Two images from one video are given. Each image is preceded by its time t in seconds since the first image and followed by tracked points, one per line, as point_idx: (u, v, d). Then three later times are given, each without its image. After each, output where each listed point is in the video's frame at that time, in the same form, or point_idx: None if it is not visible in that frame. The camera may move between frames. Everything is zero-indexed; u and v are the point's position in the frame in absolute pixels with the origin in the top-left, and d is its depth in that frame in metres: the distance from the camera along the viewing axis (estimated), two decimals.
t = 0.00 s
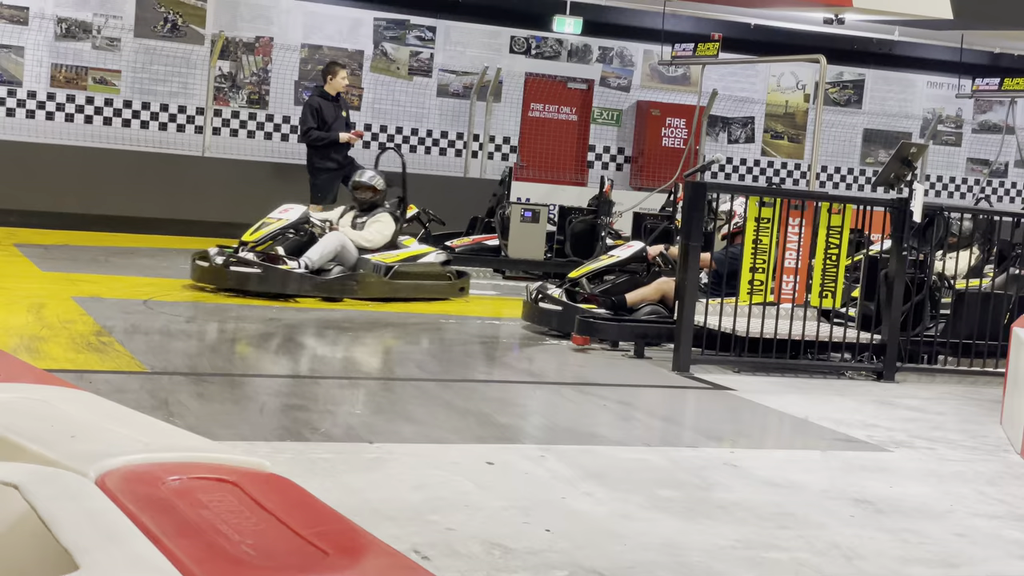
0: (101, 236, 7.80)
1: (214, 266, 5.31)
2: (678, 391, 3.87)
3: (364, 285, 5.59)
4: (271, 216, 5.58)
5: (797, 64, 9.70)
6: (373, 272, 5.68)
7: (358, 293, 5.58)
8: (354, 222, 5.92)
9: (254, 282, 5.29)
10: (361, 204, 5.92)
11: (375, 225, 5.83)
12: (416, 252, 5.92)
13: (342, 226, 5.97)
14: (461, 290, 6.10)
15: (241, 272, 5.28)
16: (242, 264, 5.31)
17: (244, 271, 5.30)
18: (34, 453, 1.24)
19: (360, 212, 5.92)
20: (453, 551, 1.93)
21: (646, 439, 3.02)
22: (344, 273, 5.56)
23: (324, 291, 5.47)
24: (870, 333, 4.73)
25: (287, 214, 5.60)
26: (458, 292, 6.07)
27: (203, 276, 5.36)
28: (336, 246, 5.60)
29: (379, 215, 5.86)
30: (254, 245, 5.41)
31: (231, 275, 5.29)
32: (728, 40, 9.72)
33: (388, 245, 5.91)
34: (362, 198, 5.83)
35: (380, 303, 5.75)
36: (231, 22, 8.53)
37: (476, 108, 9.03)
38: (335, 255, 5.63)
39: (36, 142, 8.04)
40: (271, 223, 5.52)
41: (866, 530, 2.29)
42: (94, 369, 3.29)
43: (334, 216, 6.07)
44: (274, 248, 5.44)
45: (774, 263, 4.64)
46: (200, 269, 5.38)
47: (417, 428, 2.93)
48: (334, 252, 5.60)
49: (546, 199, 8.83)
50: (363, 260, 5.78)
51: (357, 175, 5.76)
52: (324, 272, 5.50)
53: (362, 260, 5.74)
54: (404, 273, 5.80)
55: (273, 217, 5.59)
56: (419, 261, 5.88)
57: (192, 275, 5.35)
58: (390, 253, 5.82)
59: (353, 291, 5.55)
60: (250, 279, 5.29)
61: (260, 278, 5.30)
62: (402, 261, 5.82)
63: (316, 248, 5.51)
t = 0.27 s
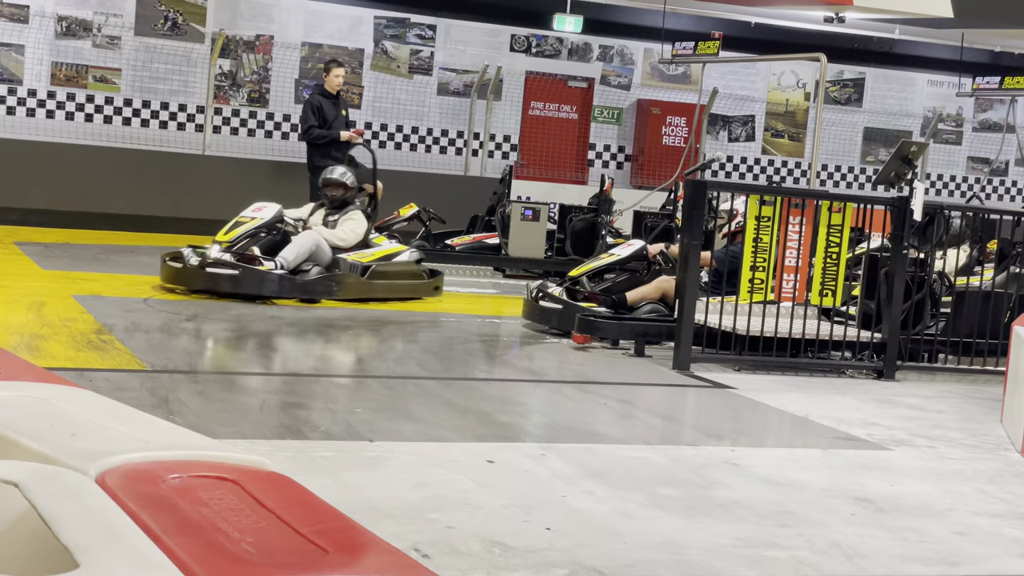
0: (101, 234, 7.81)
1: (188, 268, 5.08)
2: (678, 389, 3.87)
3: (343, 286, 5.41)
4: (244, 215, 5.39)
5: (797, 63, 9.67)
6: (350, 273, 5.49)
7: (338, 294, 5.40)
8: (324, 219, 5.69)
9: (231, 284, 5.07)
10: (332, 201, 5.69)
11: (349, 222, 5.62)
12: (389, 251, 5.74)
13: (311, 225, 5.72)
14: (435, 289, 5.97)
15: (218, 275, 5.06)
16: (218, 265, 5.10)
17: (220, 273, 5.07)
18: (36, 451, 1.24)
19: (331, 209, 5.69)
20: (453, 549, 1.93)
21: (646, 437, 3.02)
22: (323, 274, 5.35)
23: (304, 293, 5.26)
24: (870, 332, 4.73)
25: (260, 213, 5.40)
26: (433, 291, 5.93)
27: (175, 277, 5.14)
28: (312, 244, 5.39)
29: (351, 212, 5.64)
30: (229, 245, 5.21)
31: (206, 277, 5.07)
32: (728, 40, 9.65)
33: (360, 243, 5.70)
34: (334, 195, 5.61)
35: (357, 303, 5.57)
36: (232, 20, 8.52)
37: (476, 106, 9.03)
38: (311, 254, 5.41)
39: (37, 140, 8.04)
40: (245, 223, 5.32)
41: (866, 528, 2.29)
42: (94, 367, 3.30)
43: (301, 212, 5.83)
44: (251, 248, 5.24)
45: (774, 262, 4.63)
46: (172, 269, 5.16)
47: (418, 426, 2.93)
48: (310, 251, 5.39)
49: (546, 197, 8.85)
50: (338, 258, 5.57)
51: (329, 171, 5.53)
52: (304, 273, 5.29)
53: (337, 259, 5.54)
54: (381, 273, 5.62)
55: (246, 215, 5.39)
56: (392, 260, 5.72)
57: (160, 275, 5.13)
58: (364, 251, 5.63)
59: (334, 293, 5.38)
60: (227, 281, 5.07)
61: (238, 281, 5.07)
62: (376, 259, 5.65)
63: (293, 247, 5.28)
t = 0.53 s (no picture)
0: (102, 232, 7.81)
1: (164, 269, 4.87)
2: (678, 387, 3.87)
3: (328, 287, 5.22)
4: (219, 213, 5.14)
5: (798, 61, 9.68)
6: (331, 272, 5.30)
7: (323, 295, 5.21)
8: (298, 217, 5.47)
9: (210, 286, 4.87)
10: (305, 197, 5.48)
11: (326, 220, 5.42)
12: (366, 249, 5.56)
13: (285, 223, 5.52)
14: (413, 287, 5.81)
15: (197, 276, 4.85)
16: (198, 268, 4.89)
17: (199, 274, 4.87)
18: (36, 449, 1.24)
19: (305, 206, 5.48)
20: (454, 547, 1.93)
21: (646, 435, 3.02)
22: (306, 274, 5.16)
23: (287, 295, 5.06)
24: (870, 330, 4.73)
25: (237, 211, 5.15)
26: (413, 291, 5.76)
27: (150, 277, 4.93)
28: (290, 243, 5.18)
29: (327, 210, 5.43)
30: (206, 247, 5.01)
31: (184, 278, 4.87)
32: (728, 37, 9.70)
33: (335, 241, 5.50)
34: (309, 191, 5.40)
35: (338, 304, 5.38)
36: (232, 18, 8.52)
37: (476, 104, 9.02)
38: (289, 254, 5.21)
39: (38, 138, 8.05)
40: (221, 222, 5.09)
41: (866, 526, 2.30)
42: (95, 365, 3.30)
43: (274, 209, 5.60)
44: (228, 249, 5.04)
45: (775, 260, 4.63)
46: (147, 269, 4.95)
47: (418, 424, 2.93)
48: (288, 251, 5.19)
49: (547, 195, 8.86)
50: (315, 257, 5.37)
51: (303, 168, 5.31)
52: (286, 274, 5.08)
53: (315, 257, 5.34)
54: (360, 271, 5.44)
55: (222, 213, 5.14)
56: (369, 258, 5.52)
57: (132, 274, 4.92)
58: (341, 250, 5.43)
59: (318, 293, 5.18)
60: (207, 283, 4.87)
61: (218, 283, 4.87)
62: (353, 258, 5.45)
63: (271, 247, 5.07)
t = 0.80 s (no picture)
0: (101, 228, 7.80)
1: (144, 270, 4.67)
2: (678, 384, 3.87)
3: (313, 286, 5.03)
4: (196, 210, 4.94)
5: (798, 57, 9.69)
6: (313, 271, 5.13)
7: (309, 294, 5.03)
8: (274, 214, 5.31)
9: (196, 286, 4.66)
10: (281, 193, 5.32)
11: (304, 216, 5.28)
12: (344, 246, 5.39)
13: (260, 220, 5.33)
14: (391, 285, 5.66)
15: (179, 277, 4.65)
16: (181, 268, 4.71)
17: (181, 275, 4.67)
18: (36, 445, 1.24)
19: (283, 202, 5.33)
20: (453, 543, 1.94)
21: (646, 432, 3.02)
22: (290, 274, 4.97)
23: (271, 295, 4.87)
24: (870, 327, 4.72)
25: (216, 209, 4.95)
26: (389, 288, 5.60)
27: (130, 279, 4.73)
28: (269, 242, 5.02)
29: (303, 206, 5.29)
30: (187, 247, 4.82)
31: (167, 280, 4.67)
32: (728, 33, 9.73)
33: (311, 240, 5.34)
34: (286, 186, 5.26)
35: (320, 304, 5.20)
36: (232, 14, 8.52)
37: (476, 100, 9.02)
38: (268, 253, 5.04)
39: (37, 133, 8.03)
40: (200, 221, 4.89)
41: (866, 523, 2.30)
42: (94, 361, 3.30)
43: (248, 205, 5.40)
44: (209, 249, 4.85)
45: (775, 256, 4.62)
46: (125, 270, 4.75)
47: (418, 420, 2.93)
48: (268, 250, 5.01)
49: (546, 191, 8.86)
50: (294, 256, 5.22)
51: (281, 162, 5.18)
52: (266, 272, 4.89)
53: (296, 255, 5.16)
54: (342, 270, 5.27)
55: (199, 211, 4.94)
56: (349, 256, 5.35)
57: (109, 274, 4.73)
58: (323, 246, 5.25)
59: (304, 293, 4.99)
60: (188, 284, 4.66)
61: (200, 283, 4.66)
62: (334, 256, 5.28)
63: (252, 246, 4.90)
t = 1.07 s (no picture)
0: (100, 225, 7.79)
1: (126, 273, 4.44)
2: (677, 381, 3.87)
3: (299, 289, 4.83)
4: (175, 210, 4.81)
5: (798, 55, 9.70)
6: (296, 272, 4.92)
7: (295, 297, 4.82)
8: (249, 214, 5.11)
9: (183, 290, 4.44)
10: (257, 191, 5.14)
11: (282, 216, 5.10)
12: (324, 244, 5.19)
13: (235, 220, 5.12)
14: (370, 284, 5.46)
15: (164, 280, 4.43)
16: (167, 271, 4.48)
17: (166, 278, 4.44)
18: (35, 441, 1.24)
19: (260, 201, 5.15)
20: (453, 541, 1.94)
21: (646, 429, 3.02)
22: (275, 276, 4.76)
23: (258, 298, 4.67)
24: (870, 325, 4.72)
25: (196, 209, 4.83)
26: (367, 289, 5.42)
27: (112, 283, 4.49)
28: (251, 241, 4.85)
29: (280, 204, 5.11)
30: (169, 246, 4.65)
31: (151, 283, 4.45)
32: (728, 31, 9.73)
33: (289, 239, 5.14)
34: (262, 183, 5.09)
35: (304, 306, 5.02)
36: (232, 11, 8.53)
37: (476, 98, 9.01)
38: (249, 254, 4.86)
39: (37, 130, 8.02)
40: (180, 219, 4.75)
41: (865, 520, 2.30)
42: (95, 358, 3.30)
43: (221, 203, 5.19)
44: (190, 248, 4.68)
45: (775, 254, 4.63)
46: (104, 273, 4.51)
47: (417, 418, 2.93)
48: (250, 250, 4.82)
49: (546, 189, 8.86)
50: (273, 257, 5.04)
51: (256, 158, 5.01)
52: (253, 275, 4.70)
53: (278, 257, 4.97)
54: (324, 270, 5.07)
55: (178, 211, 4.81)
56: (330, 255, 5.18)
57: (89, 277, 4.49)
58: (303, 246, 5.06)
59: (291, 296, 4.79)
60: (174, 287, 4.43)
61: (186, 286, 4.44)
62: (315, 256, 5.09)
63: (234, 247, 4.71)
